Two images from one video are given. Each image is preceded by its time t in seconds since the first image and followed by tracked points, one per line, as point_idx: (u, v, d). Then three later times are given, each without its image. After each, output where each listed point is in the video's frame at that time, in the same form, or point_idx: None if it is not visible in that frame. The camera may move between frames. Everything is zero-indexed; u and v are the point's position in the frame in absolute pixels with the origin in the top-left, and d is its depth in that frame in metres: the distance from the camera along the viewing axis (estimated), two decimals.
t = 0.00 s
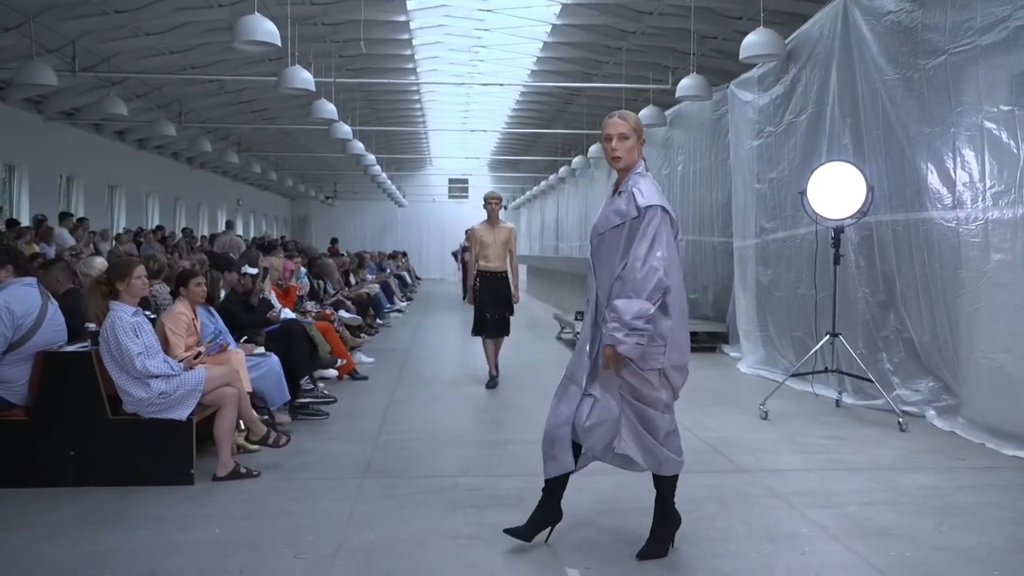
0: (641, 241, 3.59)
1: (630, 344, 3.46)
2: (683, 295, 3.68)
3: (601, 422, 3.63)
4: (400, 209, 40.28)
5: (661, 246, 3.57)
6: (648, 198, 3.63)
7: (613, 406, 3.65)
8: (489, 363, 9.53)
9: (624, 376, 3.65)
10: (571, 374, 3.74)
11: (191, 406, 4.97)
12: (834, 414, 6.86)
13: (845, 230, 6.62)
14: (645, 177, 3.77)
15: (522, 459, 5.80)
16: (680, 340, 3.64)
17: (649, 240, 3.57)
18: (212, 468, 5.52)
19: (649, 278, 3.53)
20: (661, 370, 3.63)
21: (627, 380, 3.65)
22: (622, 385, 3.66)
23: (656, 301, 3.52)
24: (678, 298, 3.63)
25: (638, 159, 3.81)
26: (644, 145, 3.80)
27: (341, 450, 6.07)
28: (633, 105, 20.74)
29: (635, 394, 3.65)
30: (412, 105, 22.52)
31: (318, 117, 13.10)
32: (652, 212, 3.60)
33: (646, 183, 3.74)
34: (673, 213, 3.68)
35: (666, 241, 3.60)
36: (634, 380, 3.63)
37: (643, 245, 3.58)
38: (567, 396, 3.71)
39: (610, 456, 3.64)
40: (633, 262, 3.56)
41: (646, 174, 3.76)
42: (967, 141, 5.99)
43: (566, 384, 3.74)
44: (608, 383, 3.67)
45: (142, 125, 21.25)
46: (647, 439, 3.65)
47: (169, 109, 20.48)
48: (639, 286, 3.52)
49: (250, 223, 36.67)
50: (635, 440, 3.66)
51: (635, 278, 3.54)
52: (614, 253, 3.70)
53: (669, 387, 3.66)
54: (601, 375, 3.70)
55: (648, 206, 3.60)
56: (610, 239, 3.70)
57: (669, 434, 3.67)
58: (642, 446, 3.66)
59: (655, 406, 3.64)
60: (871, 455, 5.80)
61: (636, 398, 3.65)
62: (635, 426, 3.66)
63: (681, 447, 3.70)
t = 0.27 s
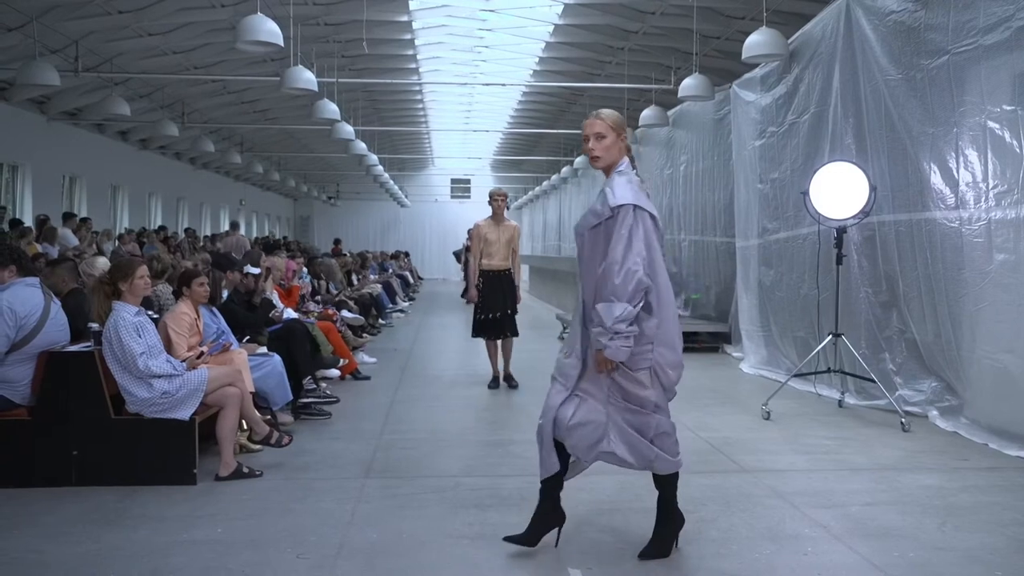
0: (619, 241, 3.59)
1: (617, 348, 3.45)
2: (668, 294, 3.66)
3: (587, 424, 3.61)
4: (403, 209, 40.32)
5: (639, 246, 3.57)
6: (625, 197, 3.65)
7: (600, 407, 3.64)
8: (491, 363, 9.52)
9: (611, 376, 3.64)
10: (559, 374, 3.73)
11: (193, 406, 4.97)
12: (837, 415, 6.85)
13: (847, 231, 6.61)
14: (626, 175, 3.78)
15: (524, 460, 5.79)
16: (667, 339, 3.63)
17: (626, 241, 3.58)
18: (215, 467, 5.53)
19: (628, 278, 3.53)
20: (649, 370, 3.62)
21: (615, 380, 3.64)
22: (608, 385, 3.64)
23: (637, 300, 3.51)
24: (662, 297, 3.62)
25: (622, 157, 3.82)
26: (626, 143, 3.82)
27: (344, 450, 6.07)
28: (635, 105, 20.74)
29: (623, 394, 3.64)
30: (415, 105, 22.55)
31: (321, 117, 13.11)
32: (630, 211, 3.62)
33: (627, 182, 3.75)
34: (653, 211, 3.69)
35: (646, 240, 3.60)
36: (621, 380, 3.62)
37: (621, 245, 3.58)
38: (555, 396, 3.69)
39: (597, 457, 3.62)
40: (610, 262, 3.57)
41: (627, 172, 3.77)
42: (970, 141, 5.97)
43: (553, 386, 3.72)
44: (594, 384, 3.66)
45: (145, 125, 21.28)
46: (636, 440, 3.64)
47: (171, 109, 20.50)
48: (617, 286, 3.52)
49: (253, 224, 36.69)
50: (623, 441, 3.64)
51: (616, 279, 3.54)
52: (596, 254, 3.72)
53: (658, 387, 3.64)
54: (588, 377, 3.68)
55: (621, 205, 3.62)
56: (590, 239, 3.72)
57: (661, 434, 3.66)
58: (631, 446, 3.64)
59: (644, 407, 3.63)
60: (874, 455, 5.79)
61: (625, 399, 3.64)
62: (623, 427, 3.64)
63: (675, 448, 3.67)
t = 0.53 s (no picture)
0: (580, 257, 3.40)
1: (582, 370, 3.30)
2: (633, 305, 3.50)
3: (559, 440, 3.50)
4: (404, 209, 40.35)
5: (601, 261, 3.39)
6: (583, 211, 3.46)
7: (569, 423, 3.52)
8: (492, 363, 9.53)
9: (580, 391, 3.51)
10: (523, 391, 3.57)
11: (195, 406, 4.98)
12: (838, 416, 6.85)
13: (849, 231, 6.60)
14: (585, 186, 3.58)
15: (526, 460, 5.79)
16: (635, 349, 3.50)
17: (587, 257, 3.39)
18: (217, 467, 5.53)
19: (592, 296, 3.35)
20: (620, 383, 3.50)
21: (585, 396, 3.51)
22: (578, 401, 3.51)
23: (603, 318, 3.34)
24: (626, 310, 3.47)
25: (581, 167, 3.64)
26: (584, 151, 3.62)
27: (345, 450, 6.07)
28: (637, 105, 20.75)
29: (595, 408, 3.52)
30: (417, 105, 22.57)
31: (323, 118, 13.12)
32: (587, 227, 3.43)
33: (584, 194, 3.56)
34: (611, 222, 3.50)
35: (607, 255, 3.42)
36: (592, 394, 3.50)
37: (582, 262, 3.39)
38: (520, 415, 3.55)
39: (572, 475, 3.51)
40: (572, 281, 3.38)
41: (587, 184, 3.58)
42: (972, 141, 5.97)
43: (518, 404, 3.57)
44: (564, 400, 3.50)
45: (148, 126, 21.31)
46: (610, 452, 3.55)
47: (174, 110, 20.52)
48: (581, 306, 3.33)
49: (255, 224, 36.73)
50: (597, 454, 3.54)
51: (578, 298, 3.35)
52: (555, 269, 3.52)
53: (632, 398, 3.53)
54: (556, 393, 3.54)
55: (576, 221, 3.44)
56: (550, 254, 3.53)
57: (632, 445, 3.56)
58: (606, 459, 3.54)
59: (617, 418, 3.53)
60: (876, 456, 5.79)
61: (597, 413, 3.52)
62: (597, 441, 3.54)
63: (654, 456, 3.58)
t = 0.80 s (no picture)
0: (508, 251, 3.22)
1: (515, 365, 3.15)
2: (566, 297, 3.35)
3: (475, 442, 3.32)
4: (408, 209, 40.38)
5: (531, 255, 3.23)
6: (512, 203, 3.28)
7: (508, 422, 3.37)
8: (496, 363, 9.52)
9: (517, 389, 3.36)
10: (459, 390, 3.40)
11: (200, 406, 4.98)
12: (843, 417, 6.84)
13: (853, 231, 6.59)
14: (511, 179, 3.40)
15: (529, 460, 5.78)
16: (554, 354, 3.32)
17: (518, 248, 3.21)
18: (221, 467, 5.54)
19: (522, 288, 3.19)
20: (538, 389, 3.28)
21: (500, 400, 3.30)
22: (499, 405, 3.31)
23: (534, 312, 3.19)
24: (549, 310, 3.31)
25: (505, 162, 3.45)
26: (510, 146, 3.44)
27: (349, 450, 6.08)
28: (640, 105, 20.74)
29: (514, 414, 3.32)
30: (420, 105, 22.58)
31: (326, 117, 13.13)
32: (516, 218, 3.25)
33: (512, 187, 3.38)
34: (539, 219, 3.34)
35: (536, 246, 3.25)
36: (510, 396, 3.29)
37: (511, 254, 3.21)
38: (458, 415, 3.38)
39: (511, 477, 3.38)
40: (503, 273, 3.20)
41: (514, 178, 3.40)
42: (976, 141, 5.96)
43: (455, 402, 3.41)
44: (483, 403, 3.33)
45: (152, 126, 21.33)
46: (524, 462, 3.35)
47: (178, 110, 20.55)
48: (513, 299, 3.17)
49: (259, 223, 36.77)
50: (505, 465, 3.35)
51: (508, 291, 3.19)
52: (484, 262, 3.34)
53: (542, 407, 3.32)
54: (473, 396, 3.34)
55: (506, 213, 3.26)
56: (477, 247, 3.34)
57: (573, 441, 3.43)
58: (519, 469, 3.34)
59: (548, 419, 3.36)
60: (880, 456, 5.78)
61: (510, 420, 3.30)
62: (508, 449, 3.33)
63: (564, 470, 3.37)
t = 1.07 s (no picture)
0: (433, 250, 3.18)
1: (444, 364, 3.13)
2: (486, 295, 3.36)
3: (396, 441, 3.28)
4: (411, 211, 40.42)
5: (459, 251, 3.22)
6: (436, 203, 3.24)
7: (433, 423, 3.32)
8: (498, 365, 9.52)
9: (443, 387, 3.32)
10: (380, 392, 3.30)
11: (202, 407, 4.98)
12: (845, 418, 6.84)
13: (856, 233, 6.58)
14: (430, 178, 3.35)
15: (531, 461, 5.78)
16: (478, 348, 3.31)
17: (446, 246, 3.18)
18: (223, 468, 5.54)
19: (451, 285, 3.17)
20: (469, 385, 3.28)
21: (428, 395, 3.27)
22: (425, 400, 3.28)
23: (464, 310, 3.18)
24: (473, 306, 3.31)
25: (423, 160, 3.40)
26: (427, 143, 3.38)
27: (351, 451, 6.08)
28: (643, 107, 20.75)
29: (438, 410, 3.30)
30: (422, 106, 22.60)
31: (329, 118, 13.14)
32: (441, 216, 3.21)
33: (432, 184, 3.34)
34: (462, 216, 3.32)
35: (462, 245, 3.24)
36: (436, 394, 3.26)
37: (441, 254, 3.18)
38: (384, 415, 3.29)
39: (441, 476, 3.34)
40: (432, 272, 3.16)
41: (432, 175, 3.36)
42: (980, 143, 5.95)
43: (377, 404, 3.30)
44: (404, 398, 3.28)
45: (155, 127, 21.37)
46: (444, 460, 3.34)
47: (181, 111, 20.59)
48: (444, 297, 3.15)
49: (262, 224, 36.83)
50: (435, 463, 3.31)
51: (437, 290, 3.15)
52: (405, 260, 3.27)
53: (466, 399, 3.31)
54: (392, 394, 3.27)
55: (430, 212, 3.21)
56: (399, 246, 3.27)
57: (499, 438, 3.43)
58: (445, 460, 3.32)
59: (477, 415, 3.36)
60: (882, 458, 5.77)
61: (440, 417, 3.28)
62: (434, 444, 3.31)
63: (495, 465, 3.35)
